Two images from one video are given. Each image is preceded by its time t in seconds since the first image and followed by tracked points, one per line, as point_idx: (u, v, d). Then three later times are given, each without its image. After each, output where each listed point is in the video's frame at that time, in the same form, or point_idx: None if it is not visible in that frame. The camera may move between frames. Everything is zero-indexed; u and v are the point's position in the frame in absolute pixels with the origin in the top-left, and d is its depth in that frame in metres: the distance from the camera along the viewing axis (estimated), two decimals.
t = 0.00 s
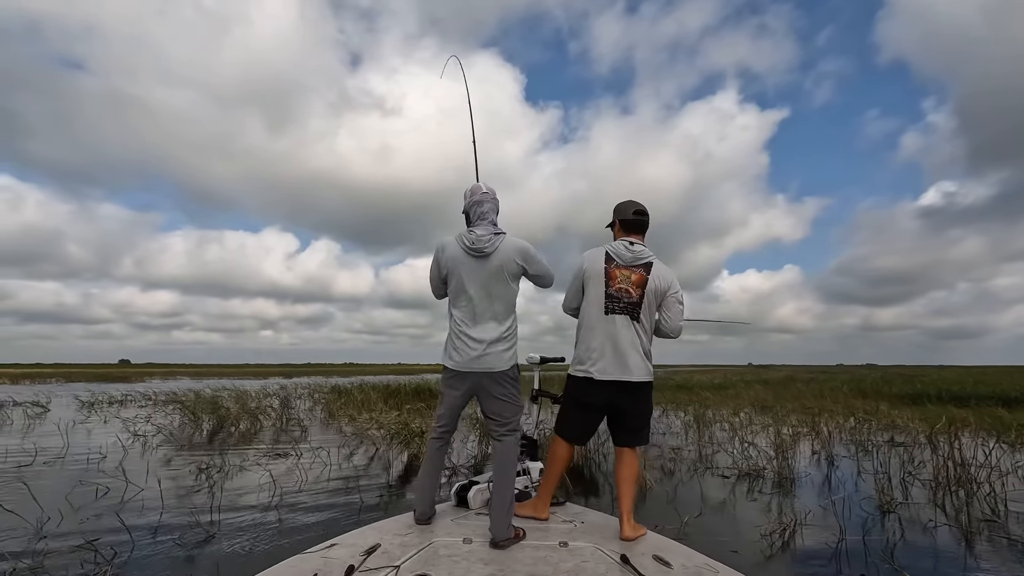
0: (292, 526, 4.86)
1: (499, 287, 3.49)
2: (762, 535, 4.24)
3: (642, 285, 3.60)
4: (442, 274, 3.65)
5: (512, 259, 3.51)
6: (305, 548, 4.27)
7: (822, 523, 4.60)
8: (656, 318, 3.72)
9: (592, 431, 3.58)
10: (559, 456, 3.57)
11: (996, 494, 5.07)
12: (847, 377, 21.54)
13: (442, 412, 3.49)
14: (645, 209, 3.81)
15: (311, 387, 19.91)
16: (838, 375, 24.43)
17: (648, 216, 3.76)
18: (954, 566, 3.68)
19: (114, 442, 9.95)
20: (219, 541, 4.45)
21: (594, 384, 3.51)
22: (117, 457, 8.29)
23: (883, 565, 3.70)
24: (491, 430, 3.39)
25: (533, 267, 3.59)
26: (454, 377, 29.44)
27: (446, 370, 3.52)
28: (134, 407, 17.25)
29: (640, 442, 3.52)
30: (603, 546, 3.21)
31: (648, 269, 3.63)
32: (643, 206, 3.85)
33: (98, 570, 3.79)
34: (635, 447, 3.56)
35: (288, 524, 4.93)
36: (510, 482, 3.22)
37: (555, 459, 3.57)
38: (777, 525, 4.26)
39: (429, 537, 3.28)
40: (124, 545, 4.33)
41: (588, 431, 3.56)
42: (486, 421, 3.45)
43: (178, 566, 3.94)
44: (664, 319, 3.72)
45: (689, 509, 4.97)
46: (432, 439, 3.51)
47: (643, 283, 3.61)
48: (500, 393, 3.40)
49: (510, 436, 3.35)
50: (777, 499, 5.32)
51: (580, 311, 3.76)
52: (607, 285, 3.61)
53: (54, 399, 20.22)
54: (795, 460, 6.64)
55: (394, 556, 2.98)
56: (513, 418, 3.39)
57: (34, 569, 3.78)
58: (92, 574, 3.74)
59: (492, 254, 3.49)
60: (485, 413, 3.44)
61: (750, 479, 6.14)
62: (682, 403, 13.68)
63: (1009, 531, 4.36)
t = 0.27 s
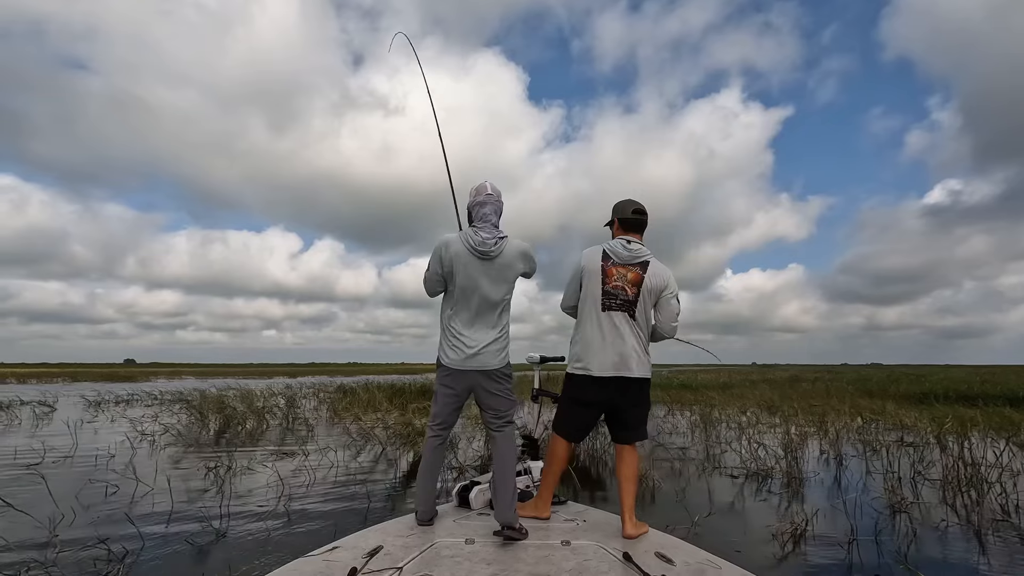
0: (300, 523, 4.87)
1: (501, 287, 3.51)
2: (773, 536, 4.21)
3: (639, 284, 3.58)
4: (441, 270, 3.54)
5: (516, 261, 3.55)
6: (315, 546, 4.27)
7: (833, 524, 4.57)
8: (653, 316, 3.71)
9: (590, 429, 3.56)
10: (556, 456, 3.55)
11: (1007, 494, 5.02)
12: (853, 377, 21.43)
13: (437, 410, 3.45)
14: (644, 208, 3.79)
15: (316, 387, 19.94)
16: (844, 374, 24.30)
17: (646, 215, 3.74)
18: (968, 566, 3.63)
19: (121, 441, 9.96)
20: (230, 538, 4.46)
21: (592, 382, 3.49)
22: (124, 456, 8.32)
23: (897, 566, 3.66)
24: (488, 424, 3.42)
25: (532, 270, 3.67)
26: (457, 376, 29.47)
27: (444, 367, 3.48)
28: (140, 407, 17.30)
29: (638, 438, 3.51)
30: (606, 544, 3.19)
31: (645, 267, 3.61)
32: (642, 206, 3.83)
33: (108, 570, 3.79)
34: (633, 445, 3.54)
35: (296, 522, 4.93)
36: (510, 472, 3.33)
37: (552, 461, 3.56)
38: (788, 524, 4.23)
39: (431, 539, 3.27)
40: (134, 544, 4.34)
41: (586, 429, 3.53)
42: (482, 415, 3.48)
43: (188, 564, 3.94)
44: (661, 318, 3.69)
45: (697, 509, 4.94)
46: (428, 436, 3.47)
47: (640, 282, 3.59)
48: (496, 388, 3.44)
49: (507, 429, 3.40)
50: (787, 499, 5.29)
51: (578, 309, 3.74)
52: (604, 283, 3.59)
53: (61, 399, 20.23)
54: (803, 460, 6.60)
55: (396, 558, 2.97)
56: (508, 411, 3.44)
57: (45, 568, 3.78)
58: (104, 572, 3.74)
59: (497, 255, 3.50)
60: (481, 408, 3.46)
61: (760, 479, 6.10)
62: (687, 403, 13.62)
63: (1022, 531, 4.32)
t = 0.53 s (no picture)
0: (307, 523, 4.88)
1: (499, 285, 3.57)
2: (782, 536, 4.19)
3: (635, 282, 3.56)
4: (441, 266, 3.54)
5: (512, 260, 3.67)
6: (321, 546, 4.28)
7: (841, 524, 4.54)
8: (649, 314, 3.69)
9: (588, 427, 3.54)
10: (556, 453, 3.54)
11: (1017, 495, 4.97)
12: (858, 376, 21.33)
13: (436, 412, 3.43)
14: (639, 207, 3.75)
15: (321, 386, 19.99)
16: (849, 374, 24.17)
17: (642, 215, 3.70)
18: (980, 567, 3.61)
19: (127, 440, 10.00)
20: (239, 538, 4.46)
21: (589, 381, 3.47)
22: (132, 455, 8.36)
23: (908, 567, 3.64)
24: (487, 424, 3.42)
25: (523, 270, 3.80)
26: (461, 376, 29.49)
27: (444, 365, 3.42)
28: (147, 406, 17.39)
29: (637, 437, 3.49)
30: (606, 543, 3.18)
31: (641, 266, 3.60)
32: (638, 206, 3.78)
33: (116, 569, 3.80)
34: (632, 444, 3.52)
35: (303, 521, 4.94)
36: (512, 470, 3.34)
37: (551, 458, 3.55)
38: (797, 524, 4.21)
39: (431, 538, 3.26)
40: (142, 544, 4.35)
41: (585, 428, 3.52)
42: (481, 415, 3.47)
43: (198, 564, 3.95)
44: (656, 316, 3.68)
45: (705, 510, 4.92)
46: (428, 437, 3.47)
47: (636, 280, 3.57)
48: (495, 388, 3.43)
49: (507, 428, 3.41)
50: (795, 500, 5.26)
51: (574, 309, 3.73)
52: (599, 282, 3.58)
53: (68, 398, 20.30)
54: (810, 460, 6.56)
55: (397, 557, 2.96)
56: (507, 411, 3.44)
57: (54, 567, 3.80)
58: (113, 572, 3.75)
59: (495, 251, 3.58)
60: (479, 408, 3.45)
61: (768, 479, 6.07)
62: (691, 402, 13.57)
63: None
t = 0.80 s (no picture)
0: (312, 522, 4.89)
1: (482, 282, 3.55)
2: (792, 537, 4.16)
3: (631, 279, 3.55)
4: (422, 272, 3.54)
5: (492, 257, 3.66)
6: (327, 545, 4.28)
7: (851, 525, 4.51)
8: (645, 311, 3.67)
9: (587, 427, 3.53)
10: (554, 452, 3.53)
11: None
12: (864, 376, 21.21)
13: (429, 407, 3.41)
14: (632, 207, 3.75)
15: (326, 386, 20.04)
16: (855, 374, 24.04)
17: (634, 216, 3.70)
18: (991, 568, 3.58)
19: (133, 440, 10.04)
20: (246, 537, 4.47)
21: (587, 381, 3.46)
22: (139, 454, 8.40)
23: (919, 568, 3.61)
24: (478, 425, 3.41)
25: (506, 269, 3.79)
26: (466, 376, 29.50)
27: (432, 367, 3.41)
28: (154, 406, 17.45)
29: (634, 436, 3.47)
30: (605, 543, 3.17)
31: (636, 264, 3.60)
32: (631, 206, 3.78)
33: (125, 568, 3.80)
34: (631, 444, 3.49)
35: (309, 520, 4.94)
36: (504, 467, 3.30)
37: (550, 457, 3.54)
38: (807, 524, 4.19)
39: (430, 537, 3.25)
40: (149, 544, 4.35)
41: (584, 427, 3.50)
42: (471, 414, 3.45)
43: (205, 563, 3.95)
44: (652, 313, 3.66)
45: (712, 510, 4.90)
46: (423, 434, 3.46)
47: (631, 279, 3.57)
48: (485, 388, 3.41)
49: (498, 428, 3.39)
50: (802, 500, 5.22)
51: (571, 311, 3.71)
52: (596, 282, 3.56)
53: (75, 398, 20.40)
54: (818, 461, 6.53)
55: (396, 556, 2.96)
56: (497, 412, 3.42)
57: (65, 565, 3.81)
58: (121, 571, 3.75)
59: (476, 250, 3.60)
60: (470, 407, 3.43)
61: (775, 479, 6.03)
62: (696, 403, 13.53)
63: None
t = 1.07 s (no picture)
0: (320, 521, 4.90)
1: (465, 280, 3.52)
2: (805, 539, 4.13)
3: (629, 277, 3.54)
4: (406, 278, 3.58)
5: (474, 254, 3.62)
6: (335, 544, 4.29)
7: (862, 526, 4.47)
8: (644, 308, 3.62)
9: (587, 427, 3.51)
10: (555, 453, 3.52)
11: None
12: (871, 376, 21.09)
13: (428, 409, 3.42)
14: (630, 207, 3.73)
15: (333, 386, 20.09)
16: (863, 374, 23.89)
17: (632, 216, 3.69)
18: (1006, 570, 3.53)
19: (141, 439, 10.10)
20: (255, 536, 4.49)
21: (587, 380, 3.44)
22: (147, 454, 8.44)
23: (933, 570, 3.57)
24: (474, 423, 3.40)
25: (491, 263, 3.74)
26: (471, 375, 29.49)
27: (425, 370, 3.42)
28: (162, 405, 17.54)
29: (635, 437, 3.42)
30: (605, 543, 3.15)
31: (634, 262, 3.58)
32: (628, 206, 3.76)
33: (138, 567, 3.82)
34: (632, 444, 3.46)
35: (316, 519, 4.96)
36: (501, 466, 3.29)
37: (551, 458, 3.53)
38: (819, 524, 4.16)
39: (430, 536, 3.24)
40: (160, 543, 4.36)
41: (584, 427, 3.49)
42: (468, 415, 3.44)
43: (215, 561, 3.97)
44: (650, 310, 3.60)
45: (723, 509, 4.87)
46: (423, 435, 3.46)
47: (630, 277, 3.55)
48: (480, 387, 3.39)
49: (495, 426, 3.37)
50: (813, 501, 5.17)
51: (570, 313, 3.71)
52: (594, 282, 3.56)
53: (84, 397, 20.55)
54: (827, 461, 6.48)
55: (395, 555, 2.95)
56: (492, 410, 3.40)
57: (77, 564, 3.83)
58: (131, 570, 3.77)
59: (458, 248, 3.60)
60: (465, 408, 3.42)
61: (785, 479, 6.00)
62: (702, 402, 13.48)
63: None
